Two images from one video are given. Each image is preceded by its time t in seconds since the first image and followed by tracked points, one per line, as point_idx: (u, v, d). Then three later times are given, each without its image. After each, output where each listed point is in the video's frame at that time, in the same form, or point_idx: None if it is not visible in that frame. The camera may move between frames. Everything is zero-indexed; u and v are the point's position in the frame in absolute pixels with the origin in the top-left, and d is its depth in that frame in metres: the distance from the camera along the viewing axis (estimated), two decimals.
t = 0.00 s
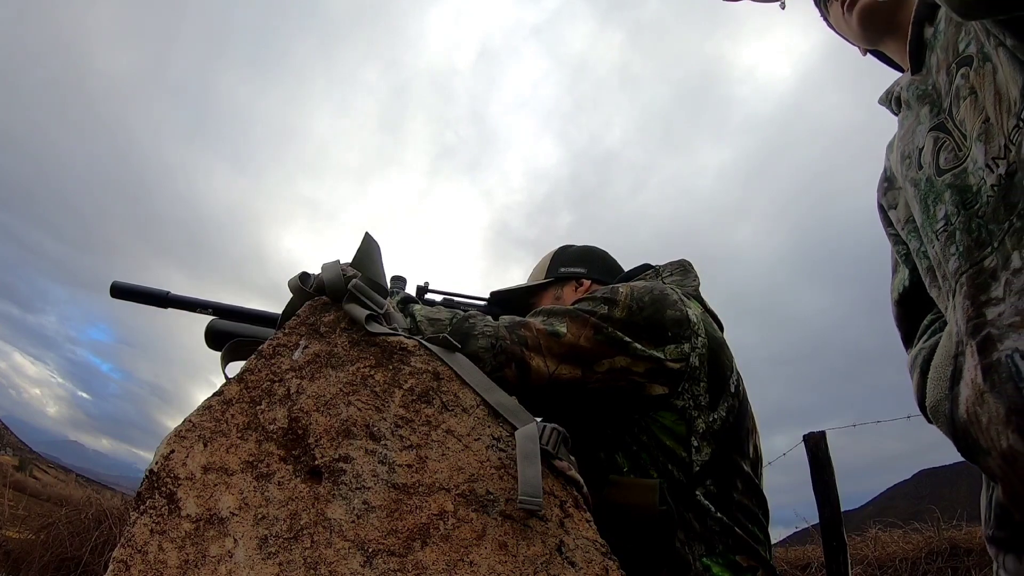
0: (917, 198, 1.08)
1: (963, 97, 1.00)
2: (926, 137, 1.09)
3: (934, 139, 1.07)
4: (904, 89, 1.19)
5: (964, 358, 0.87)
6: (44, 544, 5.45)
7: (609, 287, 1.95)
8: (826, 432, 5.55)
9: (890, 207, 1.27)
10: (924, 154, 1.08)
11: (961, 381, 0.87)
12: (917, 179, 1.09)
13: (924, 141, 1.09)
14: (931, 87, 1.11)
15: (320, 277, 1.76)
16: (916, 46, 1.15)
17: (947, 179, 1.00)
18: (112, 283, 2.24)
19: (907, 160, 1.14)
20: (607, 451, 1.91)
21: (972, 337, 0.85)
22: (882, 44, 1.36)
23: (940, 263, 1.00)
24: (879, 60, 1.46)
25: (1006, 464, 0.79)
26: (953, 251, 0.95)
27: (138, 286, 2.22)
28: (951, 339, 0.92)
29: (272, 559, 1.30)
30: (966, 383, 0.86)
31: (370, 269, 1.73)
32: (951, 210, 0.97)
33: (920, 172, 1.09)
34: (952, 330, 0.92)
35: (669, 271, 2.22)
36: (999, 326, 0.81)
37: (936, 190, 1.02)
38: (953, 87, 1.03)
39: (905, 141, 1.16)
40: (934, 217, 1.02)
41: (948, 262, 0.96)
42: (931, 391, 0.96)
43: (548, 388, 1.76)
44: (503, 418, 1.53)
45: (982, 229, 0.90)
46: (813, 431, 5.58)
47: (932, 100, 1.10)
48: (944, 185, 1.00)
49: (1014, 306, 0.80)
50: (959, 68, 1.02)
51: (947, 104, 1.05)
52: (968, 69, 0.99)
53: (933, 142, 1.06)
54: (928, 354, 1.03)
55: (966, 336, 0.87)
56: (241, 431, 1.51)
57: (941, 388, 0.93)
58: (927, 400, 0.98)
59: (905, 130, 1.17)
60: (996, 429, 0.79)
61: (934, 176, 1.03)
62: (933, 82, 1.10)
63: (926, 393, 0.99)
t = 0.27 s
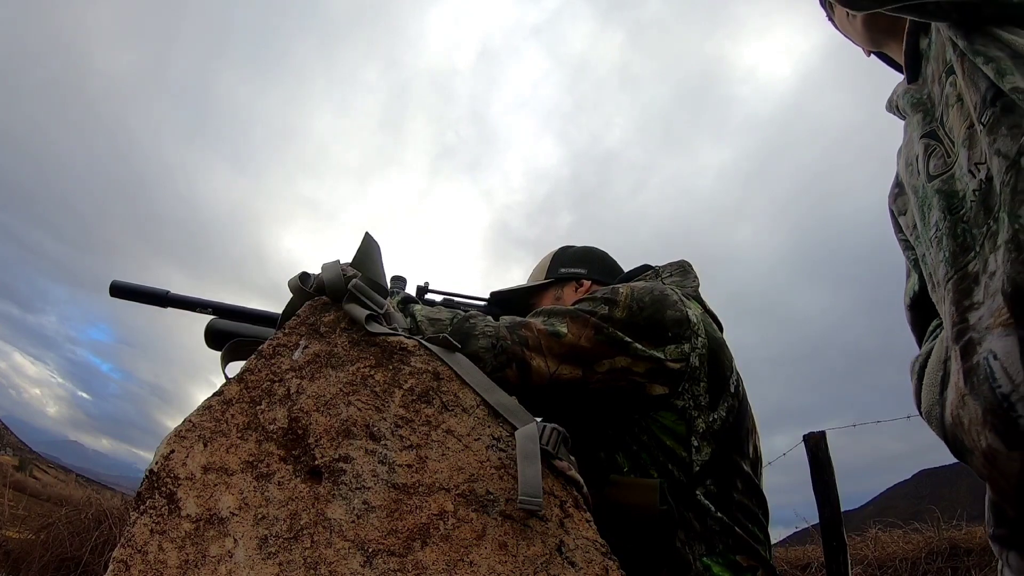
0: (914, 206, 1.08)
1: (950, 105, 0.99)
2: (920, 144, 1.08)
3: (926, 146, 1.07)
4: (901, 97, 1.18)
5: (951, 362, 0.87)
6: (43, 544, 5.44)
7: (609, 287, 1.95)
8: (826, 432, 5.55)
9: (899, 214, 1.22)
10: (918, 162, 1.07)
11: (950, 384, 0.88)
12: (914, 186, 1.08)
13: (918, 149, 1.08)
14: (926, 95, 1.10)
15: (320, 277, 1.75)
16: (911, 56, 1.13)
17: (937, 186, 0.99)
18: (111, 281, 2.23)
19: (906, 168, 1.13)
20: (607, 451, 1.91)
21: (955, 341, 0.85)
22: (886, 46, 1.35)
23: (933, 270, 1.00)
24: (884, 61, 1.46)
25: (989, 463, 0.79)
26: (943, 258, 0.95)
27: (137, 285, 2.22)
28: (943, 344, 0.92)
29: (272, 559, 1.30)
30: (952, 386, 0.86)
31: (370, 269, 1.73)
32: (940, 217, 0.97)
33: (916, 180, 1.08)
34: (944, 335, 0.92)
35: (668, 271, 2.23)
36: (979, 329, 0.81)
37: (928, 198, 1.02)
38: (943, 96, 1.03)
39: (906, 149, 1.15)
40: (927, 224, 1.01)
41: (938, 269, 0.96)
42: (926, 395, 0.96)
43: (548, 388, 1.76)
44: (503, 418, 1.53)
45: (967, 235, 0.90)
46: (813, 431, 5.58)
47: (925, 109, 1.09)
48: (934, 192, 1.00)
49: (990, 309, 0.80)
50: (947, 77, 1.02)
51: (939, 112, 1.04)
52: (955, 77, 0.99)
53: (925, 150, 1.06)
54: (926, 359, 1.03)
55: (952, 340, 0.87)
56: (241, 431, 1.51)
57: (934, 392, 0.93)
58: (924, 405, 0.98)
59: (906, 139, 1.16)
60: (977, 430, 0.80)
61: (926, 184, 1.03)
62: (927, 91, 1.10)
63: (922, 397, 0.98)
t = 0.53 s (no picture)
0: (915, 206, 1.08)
1: (948, 105, 0.99)
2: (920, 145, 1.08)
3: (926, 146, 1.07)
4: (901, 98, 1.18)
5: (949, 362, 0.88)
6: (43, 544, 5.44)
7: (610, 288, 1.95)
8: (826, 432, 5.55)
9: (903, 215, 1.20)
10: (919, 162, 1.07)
11: (948, 385, 0.88)
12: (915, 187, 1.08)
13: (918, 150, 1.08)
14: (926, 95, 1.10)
15: (320, 277, 1.75)
16: (910, 57, 1.14)
17: (937, 186, 0.99)
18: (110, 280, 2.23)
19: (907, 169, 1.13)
20: (608, 451, 1.91)
21: (953, 342, 0.85)
22: (886, 45, 1.35)
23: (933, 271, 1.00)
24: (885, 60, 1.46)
25: (985, 464, 0.80)
26: (942, 258, 0.95)
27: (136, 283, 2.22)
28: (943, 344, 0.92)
29: (272, 559, 1.30)
30: (950, 387, 0.86)
31: (370, 269, 1.73)
32: (940, 218, 0.97)
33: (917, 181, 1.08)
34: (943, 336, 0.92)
35: (668, 272, 2.22)
36: (976, 329, 0.81)
37: (928, 198, 1.02)
38: (942, 97, 1.02)
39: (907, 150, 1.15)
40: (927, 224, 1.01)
41: (937, 270, 0.96)
42: (926, 396, 0.96)
43: (549, 388, 1.76)
44: (503, 418, 1.53)
45: (965, 235, 0.90)
46: (813, 431, 5.58)
47: (925, 109, 1.09)
48: (933, 192, 1.00)
49: (987, 309, 0.80)
50: (946, 78, 1.02)
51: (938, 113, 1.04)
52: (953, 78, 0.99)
53: (925, 150, 1.06)
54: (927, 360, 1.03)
55: (949, 341, 0.87)
56: (241, 431, 1.51)
57: (934, 393, 0.93)
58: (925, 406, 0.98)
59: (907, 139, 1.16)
60: (973, 429, 0.80)
61: (926, 184, 1.03)
62: (928, 91, 1.10)
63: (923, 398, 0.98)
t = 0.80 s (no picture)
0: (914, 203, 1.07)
1: (949, 101, 0.99)
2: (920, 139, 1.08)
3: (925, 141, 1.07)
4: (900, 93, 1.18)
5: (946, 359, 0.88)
6: (43, 544, 5.45)
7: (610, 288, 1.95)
8: (826, 432, 5.55)
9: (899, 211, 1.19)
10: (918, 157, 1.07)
11: (946, 381, 0.88)
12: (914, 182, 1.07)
13: (917, 145, 1.08)
14: (924, 92, 1.11)
15: (320, 277, 1.75)
16: (910, 53, 1.13)
17: (936, 182, 0.99)
18: (110, 280, 2.23)
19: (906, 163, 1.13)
20: (608, 451, 1.91)
21: (952, 338, 0.85)
22: (883, 41, 1.35)
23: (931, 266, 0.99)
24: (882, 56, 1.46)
25: (985, 461, 0.80)
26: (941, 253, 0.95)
27: (137, 283, 2.22)
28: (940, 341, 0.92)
29: (272, 559, 1.30)
30: (948, 383, 0.86)
31: (370, 269, 1.73)
32: (939, 213, 0.97)
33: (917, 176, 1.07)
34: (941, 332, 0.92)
35: (668, 272, 2.23)
36: (976, 325, 0.81)
37: (926, 194, 1.02)
38: (942, 92, 1.02)
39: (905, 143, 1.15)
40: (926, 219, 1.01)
41: (936, 266, 0.96)
42: (923, 393, 0.96)
43: (550, 388, 1.76)
44: (503, 418, 1.53)
45: (965, 231, 0.90)
46: (813, 431, 5.58)
47: (924, 105, 1.09)
48: (932, 187, 1.00)
49: (987, 306, 0.80)
50: (946, 73, 1.01)
51: (937, 109, 1.04)
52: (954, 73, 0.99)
53: (924, 146, 1.06)
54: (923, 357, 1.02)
55: (948, 337, 0.88)
56: (241, 431, 1.51)
57: (931, 390, 0.93)
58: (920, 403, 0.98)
59: (905, 136, 1.16)
60: (972, 426, 0.80)
61: (925, 179, 1.03)
62: (927, 87, 1.10)
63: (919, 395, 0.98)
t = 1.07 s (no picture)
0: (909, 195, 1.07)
1: (951, 95, 0.99)
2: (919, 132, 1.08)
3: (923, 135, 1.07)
4: (896, 86, 1.18)
5: (944, 353, 0.88)
6: (43, 544, 5.44)
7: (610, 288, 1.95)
8: (826, 432, 5.55)
9: (888, 205, 1.19)
10: (916, 150, 1.07)
11: (943, 375, 0.88)
12: (910, 175, 1.08)
13: (915, 138, 1.08)
14: (923, 85, 1.11)
15: (320, 277, 1.75)
16: (909, 46, 1.13)
17: (934, 174, 1.00)
18: (110, 279, 2.23)
19: (901, 155, 1.13)
20: (608, 451, 1.91)
21: (951, 332, 0.86)
22: (881, 37, 1.35)
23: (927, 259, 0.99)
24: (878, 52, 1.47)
25: (984, 457, 0.80)
26: (938, 246, 0.95)
27: (137, 282, 2.22)
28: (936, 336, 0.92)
29: (271, 559, 1.30)
30: (946, 378, 0.87)
31: (370, 269, 1.73)
32: (937, 206, 0.97)
33: (913, 169, 1.07)
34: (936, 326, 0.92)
35: (668, 273, 2.23)
36: (977, 320, 0.81)
37: (925, 187, 1.02)
38: (942, 86, 1.02)
39: (900, 135, 1.15)
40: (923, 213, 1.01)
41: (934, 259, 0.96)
42: (917, 388, 0.96)
43: (550, 389, 1.76)
44: (503, 418, 1.53)
45: (964, 224, 0.90)
46: (813, 431, 5.58)
47: (922, 98, 1.10)
48: (931, 180, 1.00)
49: (989, 300, 0.80)
50: (947, 67, 1.01)
51: (937, 102, 1.04)
52: (956, 67, 0.98)
53: (922, 139, 1.06)
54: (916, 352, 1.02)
55: (946, 331, 0.88)
56: (240, 431, 1.51)
57: (925, 384, 0.94)
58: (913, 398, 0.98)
59: (900, 129, 1.16)
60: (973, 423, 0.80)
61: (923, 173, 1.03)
62: (925, 81, 1.10)
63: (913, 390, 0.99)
